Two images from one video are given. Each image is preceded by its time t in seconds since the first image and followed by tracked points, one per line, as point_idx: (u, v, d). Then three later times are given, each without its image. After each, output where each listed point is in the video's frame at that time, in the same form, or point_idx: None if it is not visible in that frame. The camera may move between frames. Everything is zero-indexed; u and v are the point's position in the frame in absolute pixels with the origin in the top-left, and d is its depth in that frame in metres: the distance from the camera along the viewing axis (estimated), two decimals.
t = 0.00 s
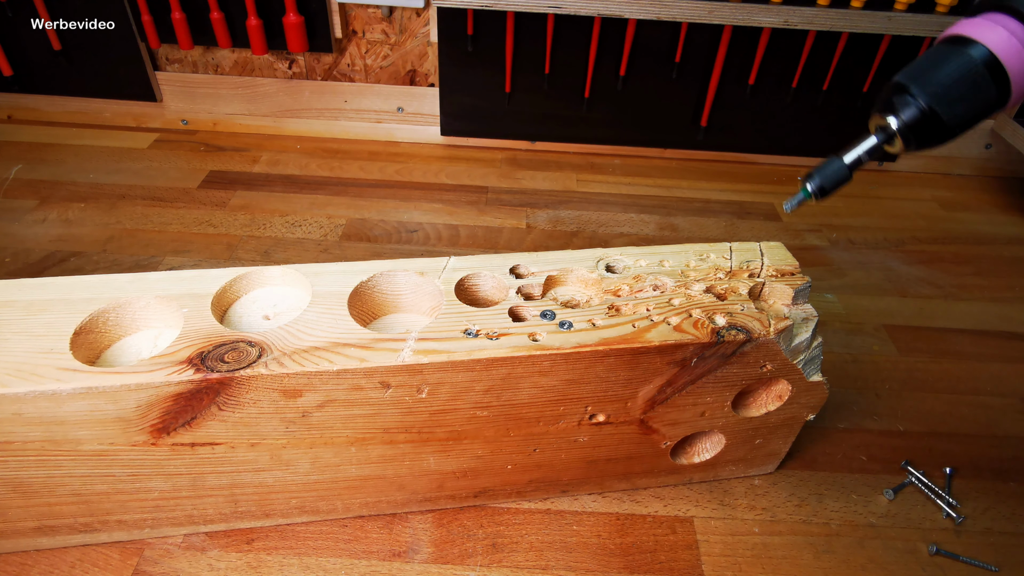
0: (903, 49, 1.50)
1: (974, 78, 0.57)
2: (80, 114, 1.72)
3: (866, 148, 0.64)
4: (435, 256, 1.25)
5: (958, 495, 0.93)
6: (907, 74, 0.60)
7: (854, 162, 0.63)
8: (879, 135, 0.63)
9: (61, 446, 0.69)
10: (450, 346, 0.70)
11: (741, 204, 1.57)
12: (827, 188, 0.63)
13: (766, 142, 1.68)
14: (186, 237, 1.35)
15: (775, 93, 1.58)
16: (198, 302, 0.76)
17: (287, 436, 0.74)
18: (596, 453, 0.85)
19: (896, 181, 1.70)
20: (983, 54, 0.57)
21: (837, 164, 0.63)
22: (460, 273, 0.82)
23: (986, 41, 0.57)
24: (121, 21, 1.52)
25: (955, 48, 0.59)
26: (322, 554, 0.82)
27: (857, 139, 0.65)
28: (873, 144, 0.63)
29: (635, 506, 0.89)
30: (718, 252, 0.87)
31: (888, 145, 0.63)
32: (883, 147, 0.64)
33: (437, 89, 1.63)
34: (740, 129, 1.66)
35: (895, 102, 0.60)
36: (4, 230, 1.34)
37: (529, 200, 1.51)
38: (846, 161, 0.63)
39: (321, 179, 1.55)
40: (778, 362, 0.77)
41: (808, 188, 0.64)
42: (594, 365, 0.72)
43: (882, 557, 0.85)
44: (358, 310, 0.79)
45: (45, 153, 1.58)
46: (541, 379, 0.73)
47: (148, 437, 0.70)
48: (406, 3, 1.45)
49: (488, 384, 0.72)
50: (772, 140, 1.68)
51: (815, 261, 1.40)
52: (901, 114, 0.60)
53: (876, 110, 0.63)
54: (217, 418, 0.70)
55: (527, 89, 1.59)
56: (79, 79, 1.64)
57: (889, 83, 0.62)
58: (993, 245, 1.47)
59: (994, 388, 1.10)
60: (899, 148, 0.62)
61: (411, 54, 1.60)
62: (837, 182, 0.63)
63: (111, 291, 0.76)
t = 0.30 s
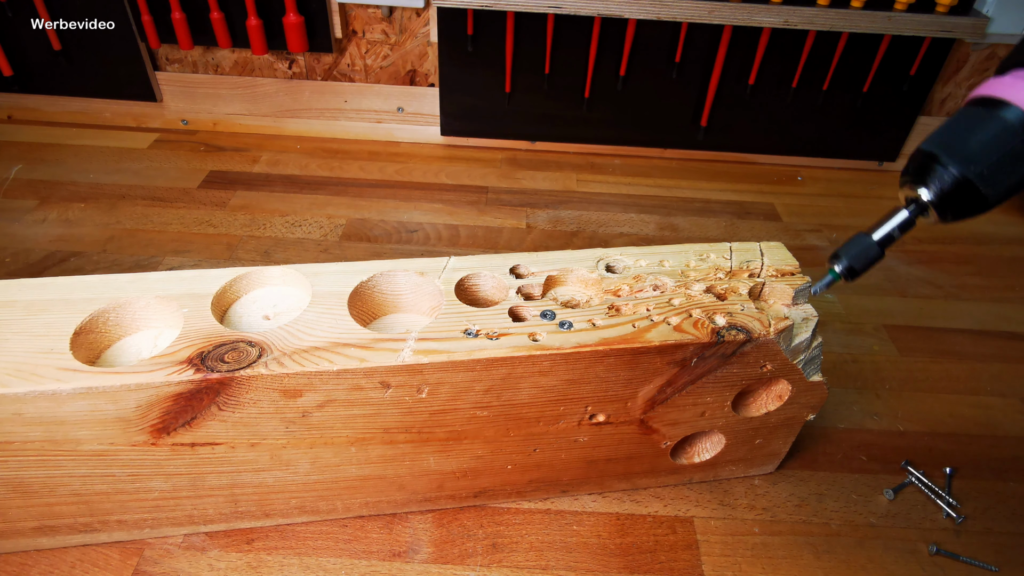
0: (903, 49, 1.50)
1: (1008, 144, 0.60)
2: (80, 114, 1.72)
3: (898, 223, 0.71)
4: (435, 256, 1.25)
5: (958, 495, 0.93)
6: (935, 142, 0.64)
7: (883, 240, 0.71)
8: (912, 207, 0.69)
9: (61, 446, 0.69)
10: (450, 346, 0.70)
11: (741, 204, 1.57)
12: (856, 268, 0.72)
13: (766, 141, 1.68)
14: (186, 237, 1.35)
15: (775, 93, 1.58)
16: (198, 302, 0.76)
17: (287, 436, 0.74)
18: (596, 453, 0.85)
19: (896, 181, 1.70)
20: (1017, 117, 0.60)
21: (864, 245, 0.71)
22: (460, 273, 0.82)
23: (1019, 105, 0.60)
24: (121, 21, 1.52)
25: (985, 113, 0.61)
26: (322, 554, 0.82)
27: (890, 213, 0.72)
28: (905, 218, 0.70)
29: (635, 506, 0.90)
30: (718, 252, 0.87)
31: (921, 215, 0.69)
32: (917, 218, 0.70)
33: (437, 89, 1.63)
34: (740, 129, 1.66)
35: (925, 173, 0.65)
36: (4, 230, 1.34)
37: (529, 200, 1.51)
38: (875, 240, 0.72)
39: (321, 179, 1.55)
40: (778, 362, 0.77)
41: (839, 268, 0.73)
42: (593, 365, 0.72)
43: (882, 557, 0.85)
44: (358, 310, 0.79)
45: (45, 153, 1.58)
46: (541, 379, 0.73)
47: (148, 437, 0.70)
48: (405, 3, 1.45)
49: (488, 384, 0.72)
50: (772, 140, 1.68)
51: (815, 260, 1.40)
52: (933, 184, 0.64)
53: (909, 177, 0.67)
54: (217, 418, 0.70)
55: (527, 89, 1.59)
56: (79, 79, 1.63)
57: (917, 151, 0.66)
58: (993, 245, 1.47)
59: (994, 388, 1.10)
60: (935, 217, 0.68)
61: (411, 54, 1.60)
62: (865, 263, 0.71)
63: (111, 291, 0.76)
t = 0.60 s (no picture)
0: (903, 49, 1.50)
1: (939, 189, 0.47)
2: (80, 114, 1.72)
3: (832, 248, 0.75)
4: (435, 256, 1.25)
5: (958, 496, 0.93)
6: (884, 179, 0.50)
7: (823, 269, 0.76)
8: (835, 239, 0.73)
9: (61, 446, 0.69)
10: (450, 345, 0.70)
11: (741, 204, 1.57)
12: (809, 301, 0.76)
13: (766, 141, 1.68)
14: (186, 237, 1.35)
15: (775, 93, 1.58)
16: (198, 302, 0.75)
17: (287, 436, 0.74)
18: (596, 453, 0.85)
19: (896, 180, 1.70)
20: (955, 159, 0.48)
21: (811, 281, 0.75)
22: (460, 273, 0.82)
23: (956, 142, 0.48)
24: (121, 21, 1.52)
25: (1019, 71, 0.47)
26: (322, 554, 0.82)
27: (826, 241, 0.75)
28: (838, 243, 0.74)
29: (635, 506, 0.90)
30: (718, 252, 0.87)
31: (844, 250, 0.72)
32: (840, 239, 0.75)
33: (437, 89, 1.63)
34: (740, 129, 1.66)
35: (875, 212, 0.50)
36: (4, 230, 1.34)
37: (529, 200, 1.51)
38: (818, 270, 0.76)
39: (321, 179, 1.55)
40: (778, 362, 0.77)
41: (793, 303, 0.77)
42: (594, 365, 0.72)
43: (883, 557, 0.84)
44: (359, 310, 0.79)
45: (45, 153, 1.58)
46: (541, 379, 0.73)
47: (149, 436, 0.70)
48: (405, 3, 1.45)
49: (488, 384, 0.72)
50: (772, 140, 1.68)
51: (815, 260, 1.40)
52: (885, 225, 0.50)
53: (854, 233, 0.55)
54: (217, 418, 0.70)
55: (527, 89, 1.59)
56: (79, 79, 1.63)
57: (876, 184, 0.50)
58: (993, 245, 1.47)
59: (994, 388, 1.10)
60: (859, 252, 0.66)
61: (411, 54, 1.60)
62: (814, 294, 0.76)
63: (111, 291, 0.76)
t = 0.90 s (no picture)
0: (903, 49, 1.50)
1: (639, 150, 0.50)
2: (80, 114, 1.72)
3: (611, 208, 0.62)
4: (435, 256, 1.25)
5: (957, 496, 0.93)
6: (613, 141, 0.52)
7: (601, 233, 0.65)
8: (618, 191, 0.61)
9: (61, 446, 0.69)
10: (451, 346, 0.70)
11: (741, 204, 1.57)
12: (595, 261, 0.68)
13: (766, 141, 1.68)
14: (186, 237, 1.35)
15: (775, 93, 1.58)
16: (198, 302, 0.75)
17: (287, 436, 0.74)
18: (596, 453, 0.85)
19: (896, 181, 1.70)
20: (658, 121, 0.48)
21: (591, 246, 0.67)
22: (460, 273, 0.82)
23: (656, 106, 0.47)
24: (121, 21, 1.52)
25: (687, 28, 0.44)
26: (322, 554, 0.82)
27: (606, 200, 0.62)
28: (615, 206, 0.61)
29: (635, 505, 0.90)
30: (718, 252, 0.87)
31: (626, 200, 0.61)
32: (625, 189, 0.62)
33: (437, 89, 1.63)
34: (740, 129, 1.66)
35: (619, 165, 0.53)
36: (4, 230, 1.34)
37: (529, 200, 1.51)
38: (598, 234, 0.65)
39: (321, 179, 1.56)
40: (778, 362, 0.77)
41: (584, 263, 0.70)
42: (594, 365, 0.72)
43: (883, 557, 0.85)
44: (358, 310, 0.79)
45: (44, 153, 1.58)
46: (541, 379, 0.73)
47: (149, 436, 0.70)
48: (406, 3, 1.45)
49: (488, 384, 0.72)
50: (772, 140, 1.68)
51: (815, 261, 1.40)
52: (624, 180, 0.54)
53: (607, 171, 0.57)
54: (217, 418, 0.70)
55: (527, 89, 1.59)
56: (79, 79, 1.63)
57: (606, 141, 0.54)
58: (993, 245, 1.47)
59: (994, 388, 1.10)
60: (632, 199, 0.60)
61: (411, 54, 1.60)
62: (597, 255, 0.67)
63: (111, 290, 0.76)
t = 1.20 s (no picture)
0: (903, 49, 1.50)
1: (584, 207, 0.58)
2: (80, 114, 1.72)
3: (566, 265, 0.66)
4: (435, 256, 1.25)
5: (957, 496, 0.93)
6: (559, 203, 0.59)
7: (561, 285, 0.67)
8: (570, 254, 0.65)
9: (61, 446, 0.69)
10: (451, 346, 0.70)
11: (741, 204, 1.57)
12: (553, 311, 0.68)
13: (767, 141, 1.68)
14: (186, 237, 1.35)
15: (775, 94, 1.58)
16: (198, 302, 0.75)
17: (287, 436, 0.74)
18: (596, 453, 0.85)
19: (896, 181, 1.70)
20: (598, 179, 0.56)
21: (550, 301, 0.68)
22: (460, 273, 0.82)
23: (594, 166, 0.56)
24: (121, 21, 1.52)
25: (615, 97, 0.54)
26: (322, 554, 0.82)
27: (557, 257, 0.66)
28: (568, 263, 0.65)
29: (635, 506, 0.90)
30: (718, 252, 0.87)
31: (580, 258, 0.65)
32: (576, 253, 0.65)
33: (437, 89, 1.63)
34: (740, 130, 1.66)
35: (566, 225, 0.60)
36: (4, 230, 1.34)
37: (529, 200, 1.51)
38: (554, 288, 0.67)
39: (321, 179, 1.56)
40: (778, 362, 0.77)
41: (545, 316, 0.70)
42: (594, 365, 0.72)
43: (883, 557, 0.85)
44: (359, 310, 0.80)
45: (45, 153, 1.58)
46: (541, 379, 0.73)
47: (148, 436, 0.70)
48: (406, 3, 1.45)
49: (488, 384, 0.72)
50: (772, 140, 1.68)
51: (815, 261, 1.40)
52: (570, 237, 0.61)
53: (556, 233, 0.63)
54: (217, 418, 0.70)
55: (527, 89, 1.59)
56: (79, 79, 1.63)
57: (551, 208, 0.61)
58: (993, 245, 1.47)
59: (994, 388, 1.10)
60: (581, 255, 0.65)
61: (411, 54, 1.60)
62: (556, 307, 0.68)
63: (112, 290, 0.76)
